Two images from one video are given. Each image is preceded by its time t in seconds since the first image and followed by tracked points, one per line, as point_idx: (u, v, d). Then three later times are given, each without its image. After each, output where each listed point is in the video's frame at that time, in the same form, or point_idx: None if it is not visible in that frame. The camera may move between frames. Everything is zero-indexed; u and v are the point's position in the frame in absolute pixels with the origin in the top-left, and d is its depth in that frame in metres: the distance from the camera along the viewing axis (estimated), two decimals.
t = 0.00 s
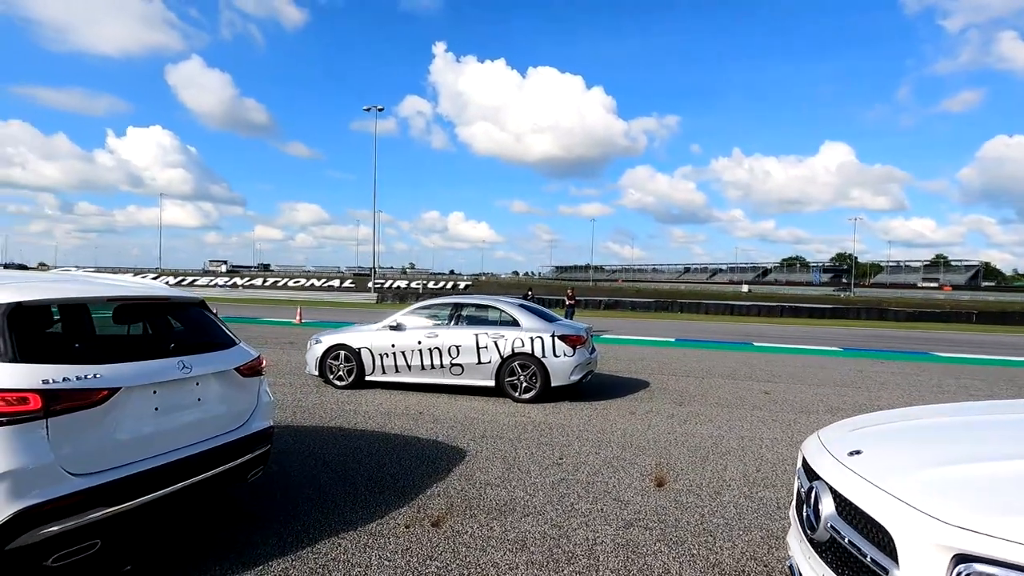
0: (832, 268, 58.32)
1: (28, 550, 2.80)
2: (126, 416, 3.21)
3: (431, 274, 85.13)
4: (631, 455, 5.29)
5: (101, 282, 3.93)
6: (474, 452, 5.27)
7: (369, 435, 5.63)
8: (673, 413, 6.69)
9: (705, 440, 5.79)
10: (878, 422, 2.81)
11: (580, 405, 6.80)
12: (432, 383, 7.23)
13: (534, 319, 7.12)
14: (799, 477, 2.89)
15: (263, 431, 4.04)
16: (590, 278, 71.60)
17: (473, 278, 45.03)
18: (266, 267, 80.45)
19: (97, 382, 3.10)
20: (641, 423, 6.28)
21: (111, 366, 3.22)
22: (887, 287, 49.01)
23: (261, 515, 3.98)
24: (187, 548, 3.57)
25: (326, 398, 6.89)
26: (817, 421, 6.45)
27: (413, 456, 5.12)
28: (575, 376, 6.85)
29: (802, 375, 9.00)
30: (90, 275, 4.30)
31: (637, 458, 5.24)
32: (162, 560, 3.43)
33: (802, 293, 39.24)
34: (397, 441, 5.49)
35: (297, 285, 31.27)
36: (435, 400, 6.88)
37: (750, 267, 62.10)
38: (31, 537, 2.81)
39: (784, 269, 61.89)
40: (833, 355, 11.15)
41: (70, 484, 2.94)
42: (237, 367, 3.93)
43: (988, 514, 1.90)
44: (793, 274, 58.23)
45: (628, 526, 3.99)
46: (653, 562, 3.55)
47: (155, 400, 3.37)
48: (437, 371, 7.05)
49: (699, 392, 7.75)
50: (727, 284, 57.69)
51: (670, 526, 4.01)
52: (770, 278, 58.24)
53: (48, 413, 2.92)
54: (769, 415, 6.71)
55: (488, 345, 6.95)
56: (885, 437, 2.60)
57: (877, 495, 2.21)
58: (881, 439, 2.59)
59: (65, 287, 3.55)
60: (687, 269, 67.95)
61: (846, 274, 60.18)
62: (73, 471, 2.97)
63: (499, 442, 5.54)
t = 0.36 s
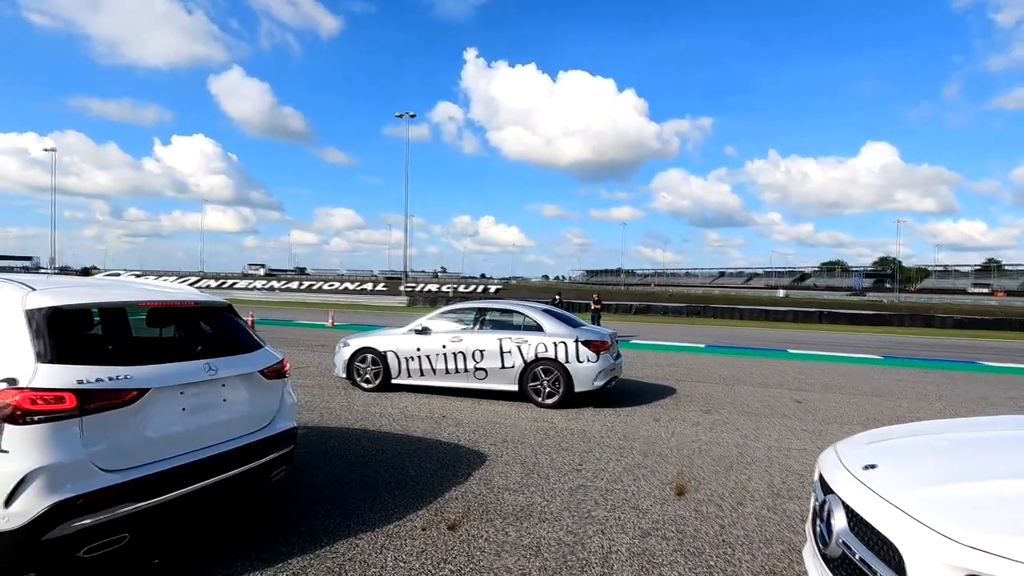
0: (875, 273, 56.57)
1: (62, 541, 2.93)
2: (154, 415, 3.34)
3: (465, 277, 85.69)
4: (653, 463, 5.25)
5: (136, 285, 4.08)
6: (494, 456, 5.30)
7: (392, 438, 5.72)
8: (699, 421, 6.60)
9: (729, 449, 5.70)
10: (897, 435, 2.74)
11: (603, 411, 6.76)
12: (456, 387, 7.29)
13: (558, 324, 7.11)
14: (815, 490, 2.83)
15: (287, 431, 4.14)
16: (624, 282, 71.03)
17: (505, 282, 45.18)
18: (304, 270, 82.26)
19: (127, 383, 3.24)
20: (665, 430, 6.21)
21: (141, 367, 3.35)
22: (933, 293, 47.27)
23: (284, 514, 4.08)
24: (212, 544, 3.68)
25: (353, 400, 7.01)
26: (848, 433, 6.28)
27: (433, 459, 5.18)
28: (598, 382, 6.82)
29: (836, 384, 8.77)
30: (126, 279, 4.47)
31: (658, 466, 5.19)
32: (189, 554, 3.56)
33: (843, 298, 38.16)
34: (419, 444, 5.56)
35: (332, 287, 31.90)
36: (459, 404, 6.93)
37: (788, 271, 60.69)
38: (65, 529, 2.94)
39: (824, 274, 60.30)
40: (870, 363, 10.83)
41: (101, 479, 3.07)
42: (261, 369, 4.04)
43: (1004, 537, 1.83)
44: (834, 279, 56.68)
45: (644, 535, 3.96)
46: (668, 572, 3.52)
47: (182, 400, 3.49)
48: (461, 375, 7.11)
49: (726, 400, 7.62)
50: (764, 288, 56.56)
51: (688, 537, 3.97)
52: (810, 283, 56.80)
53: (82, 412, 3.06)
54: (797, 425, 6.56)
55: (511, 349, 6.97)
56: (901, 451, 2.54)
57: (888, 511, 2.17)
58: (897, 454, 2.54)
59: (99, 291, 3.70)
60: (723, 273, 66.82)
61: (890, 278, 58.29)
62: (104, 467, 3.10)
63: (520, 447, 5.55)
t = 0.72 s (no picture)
0: (917, 278, 54.81)
1: (106, 535, 3.01)
2: (194, 415, 3.41)
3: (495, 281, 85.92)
4: (684, 471, 5.16)
5: (177, 289, 4.17)
6: (522, 461, 5.28)
7: (421, 440, 5.74)
8: (732, 429, 6.47)
9: (763, 459, 5.57)
10: (938, 447, 2.63)
11: (633, 417, 6.68)
12: (485, 391, 7.29)
13: (587, 329, 7.06)
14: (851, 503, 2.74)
15: (319, 432, 4.19)
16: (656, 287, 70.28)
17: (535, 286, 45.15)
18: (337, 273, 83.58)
19: (169, 384, 3.30)
20: (696, 438, 6.10)
21: (182, 368, 3.42)
22: (980, 299, 45.52)
23: (315, 513, 4.13)
24: (246, 541, 3.75)
25: (383, 403, 7.06)
26: (887, 444, 6.08)
27: (461, 462, 5.18)
28: (628, 388, 6.74)
29: (875, 392, 8.49)
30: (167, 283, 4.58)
31: (689, 474, 5.10)
32: (224, 550, 3.62)
33: (884, 304, 37.02)
34: (448, 447, 5.57)
35: (365, 291, 32.33)
36: (488, 408, 6.92)
37: (825, 276, 59.22)
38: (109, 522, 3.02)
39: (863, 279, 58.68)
40: (912, 372, 10.46)
41: (144, 476, 3.14)
42: (295, 371, 4.10)
43: None
44: (874, 284, 55.08)
45: (674, 544, 3.89)
46: None
47: (220, 400, 3.56)
48: (490, 379, 7.10)
49: (760, 408, 7.45)
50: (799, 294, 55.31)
51: (720, 547, 3.88)
52: (848, 288, 55.31)
53: (125, 410, 3.12)
54: (834, 434, 6.38)
55: (540, 354, 6.94)
56: (942, 464, 2.45)
57: (928, 526, 2.08)
58: (937, 467, 2.44)
59: (142, 293, 3.80)
60: (757, 278, 65.59)
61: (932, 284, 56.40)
62: (146, 464, 3.17)
63: (548, 452, 5.52)
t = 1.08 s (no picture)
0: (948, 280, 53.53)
1: (136, 532, 3.08)
2: (220, 415, 3.47)
3: (516, 283, 85.97)
4: (707, 476, 5.10)
5: (205, 291, 4.24)
6: (543, 464, 5.27)
7: (443, 442, 5.76)
8: (756, 434, 6.38)
9: (789, 465, 5.48)
10: (972, 454, 2.56)
11: (655, 421, 6.63)
12: (506, 394, 7.30)
13: (608, 332, 7.03)
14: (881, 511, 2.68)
15: (341, 433, 4.24)
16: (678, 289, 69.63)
17: (557, 288, 45.05)
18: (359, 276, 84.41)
19: (196, 384, 3.36)
20: (719, 443, 6.03)
21: (208, 369, 3.48)
22: (1016, 301, 44.23)
23: (338, 513, 4.18)
24: (270, 539, 3.81)
25: (404, 404, 7.11)
26: (917, 450, 5.95)
27: (482, 465, 5.19)
28: (650, 391, 6.70)
29: (905, 397, 8.30)
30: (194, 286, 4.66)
31: (712, 480, 5.04)
32: (249, 548, 3.69)
33: (914, 306, 36.20)
34: (469, 449, 5.59)
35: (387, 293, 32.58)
36: (508, 411, 6.93)
37: (853, 278, 58.08)
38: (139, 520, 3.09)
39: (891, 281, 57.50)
40: (944, 376, 10.21)
41: (172, 474, 3.21)
42: (318, 372, 4.15)
43: None
44: (904, 286, 53.88)
45: (697, 551, 3.85)
46: None
47: (245, 401, 3.62)
48: (511, 381, 7.11)
49: (786, 412, 7.33)
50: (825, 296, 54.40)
51: (744, 554, 3.84)
52: (876, 291, 54.24)
53: (155, 410, 3.19)
54: (862, 440, 6.26)
55: (561, 356, 6.93)
56: (976, 472, 2.38)
57: (963, 538, 2.03)
58: (971, 474, 2.38)
59: (171, 296, 3.88)
60: (781, 280, 64.66)
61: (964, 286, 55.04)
62: (174, 463, 3.24)
63: (570, 455, 5.50)
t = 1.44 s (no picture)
0: (970, 275, 52.60)
1: (156, 528, 3.13)
2: (237, 413, 3.51)
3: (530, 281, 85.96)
4: (723, 475, 5.07)
5: (222, 291, 4.30)
6: (558, 462, 5.27)
7: (457, 441, 5.78)
8: (773, 432, 6.32)
9: (807, 463, 5.42)
10: (995, 452, 2.51)
11: (670, 418, 6.60)
12: (520, 392, 7.30)
13: (622, 329, 7.00)
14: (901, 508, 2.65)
15: (355, 432, 4.28)
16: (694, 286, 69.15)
17: (572, 286, 44.90)
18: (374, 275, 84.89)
19: (213, 383, 3.40)
20: (735, 441, 5.99)
21: (225, 368, 3.52)
22: None
23: (353, 510, 4.22)
24: (287, 536, 3.85)
25: (419, 403, 7.14)
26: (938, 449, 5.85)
27: (497, 463, 5.20)
28: (665, 389, 6.67)
29: (927, 395, 8.17)
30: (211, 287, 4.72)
31: (729, 478, 5.01)
32: (266, 544, 3.73)
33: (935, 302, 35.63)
34: (484, 448, 5.60)
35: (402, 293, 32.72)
36: (523, 409, 6.93)
37: (872, 273, 57.24)
38: (159, 516, 3.14)
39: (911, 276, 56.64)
40: (967, 373, 10.03)
41: (191, 472, 3.25)
42: (332, 371, 4.18)
43: None
44: (925, 281, 53.00)
45: (713, 549, 3.82)
46: None
47: (261, 399, 3.66)
48: (525, 379, 7.11)
49: (803, 410, 7.26)
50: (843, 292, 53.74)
51: (760, 552, 3.81)
52: (896, 286, 53.46)
53: (174, 409, 3.24)
54: (881, 437, 6.18)
55: (575, 354, 6.92)
56: (998, 470, 2.34)
57: (985, 537, 2.00)
58: (992, 472, 2.34)
59: (189, 296, 3.93)
60: (799, 276, 63.96)
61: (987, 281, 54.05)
62: (193, 461, 3.28)
63: (584, 453, 5.50)
